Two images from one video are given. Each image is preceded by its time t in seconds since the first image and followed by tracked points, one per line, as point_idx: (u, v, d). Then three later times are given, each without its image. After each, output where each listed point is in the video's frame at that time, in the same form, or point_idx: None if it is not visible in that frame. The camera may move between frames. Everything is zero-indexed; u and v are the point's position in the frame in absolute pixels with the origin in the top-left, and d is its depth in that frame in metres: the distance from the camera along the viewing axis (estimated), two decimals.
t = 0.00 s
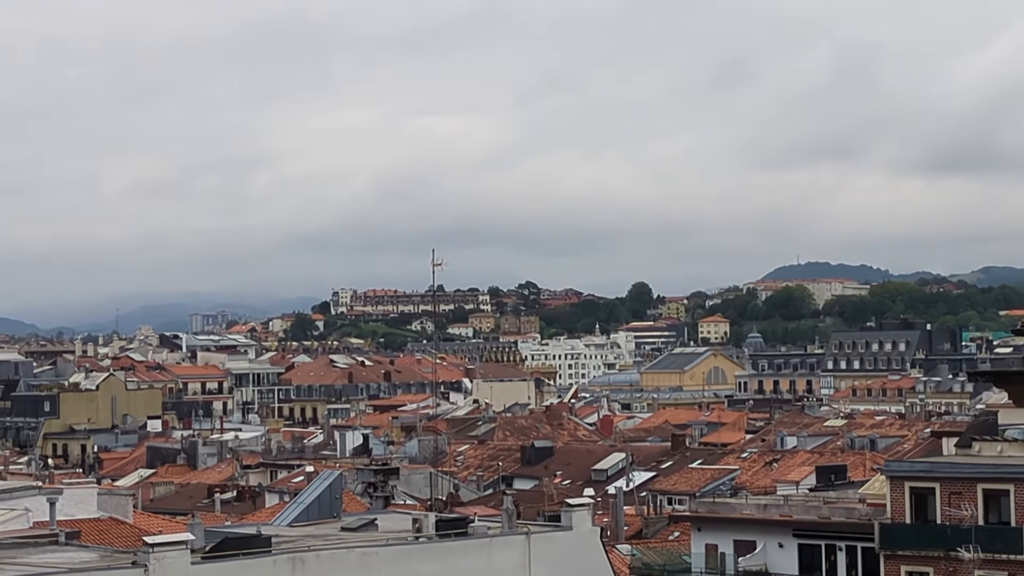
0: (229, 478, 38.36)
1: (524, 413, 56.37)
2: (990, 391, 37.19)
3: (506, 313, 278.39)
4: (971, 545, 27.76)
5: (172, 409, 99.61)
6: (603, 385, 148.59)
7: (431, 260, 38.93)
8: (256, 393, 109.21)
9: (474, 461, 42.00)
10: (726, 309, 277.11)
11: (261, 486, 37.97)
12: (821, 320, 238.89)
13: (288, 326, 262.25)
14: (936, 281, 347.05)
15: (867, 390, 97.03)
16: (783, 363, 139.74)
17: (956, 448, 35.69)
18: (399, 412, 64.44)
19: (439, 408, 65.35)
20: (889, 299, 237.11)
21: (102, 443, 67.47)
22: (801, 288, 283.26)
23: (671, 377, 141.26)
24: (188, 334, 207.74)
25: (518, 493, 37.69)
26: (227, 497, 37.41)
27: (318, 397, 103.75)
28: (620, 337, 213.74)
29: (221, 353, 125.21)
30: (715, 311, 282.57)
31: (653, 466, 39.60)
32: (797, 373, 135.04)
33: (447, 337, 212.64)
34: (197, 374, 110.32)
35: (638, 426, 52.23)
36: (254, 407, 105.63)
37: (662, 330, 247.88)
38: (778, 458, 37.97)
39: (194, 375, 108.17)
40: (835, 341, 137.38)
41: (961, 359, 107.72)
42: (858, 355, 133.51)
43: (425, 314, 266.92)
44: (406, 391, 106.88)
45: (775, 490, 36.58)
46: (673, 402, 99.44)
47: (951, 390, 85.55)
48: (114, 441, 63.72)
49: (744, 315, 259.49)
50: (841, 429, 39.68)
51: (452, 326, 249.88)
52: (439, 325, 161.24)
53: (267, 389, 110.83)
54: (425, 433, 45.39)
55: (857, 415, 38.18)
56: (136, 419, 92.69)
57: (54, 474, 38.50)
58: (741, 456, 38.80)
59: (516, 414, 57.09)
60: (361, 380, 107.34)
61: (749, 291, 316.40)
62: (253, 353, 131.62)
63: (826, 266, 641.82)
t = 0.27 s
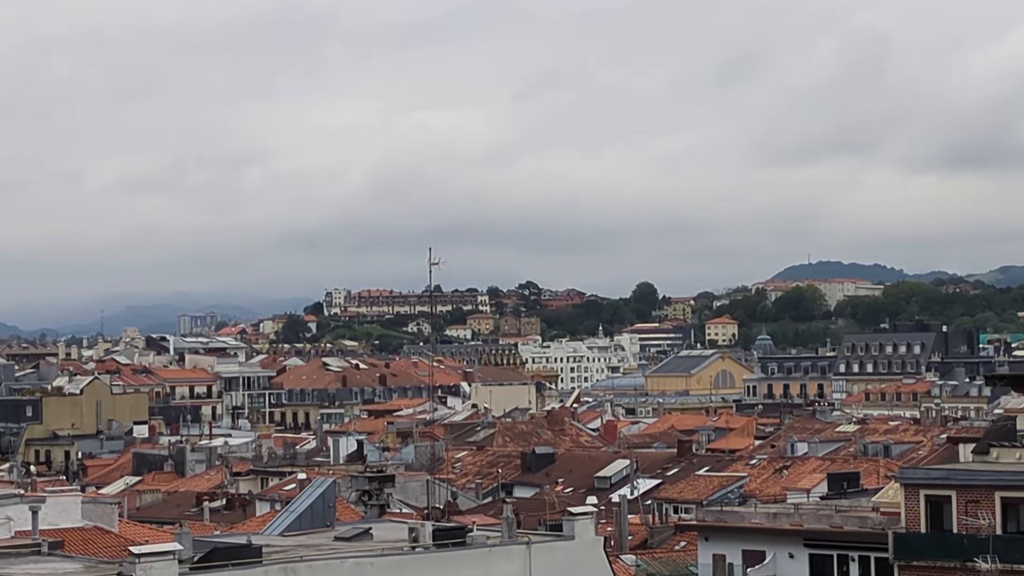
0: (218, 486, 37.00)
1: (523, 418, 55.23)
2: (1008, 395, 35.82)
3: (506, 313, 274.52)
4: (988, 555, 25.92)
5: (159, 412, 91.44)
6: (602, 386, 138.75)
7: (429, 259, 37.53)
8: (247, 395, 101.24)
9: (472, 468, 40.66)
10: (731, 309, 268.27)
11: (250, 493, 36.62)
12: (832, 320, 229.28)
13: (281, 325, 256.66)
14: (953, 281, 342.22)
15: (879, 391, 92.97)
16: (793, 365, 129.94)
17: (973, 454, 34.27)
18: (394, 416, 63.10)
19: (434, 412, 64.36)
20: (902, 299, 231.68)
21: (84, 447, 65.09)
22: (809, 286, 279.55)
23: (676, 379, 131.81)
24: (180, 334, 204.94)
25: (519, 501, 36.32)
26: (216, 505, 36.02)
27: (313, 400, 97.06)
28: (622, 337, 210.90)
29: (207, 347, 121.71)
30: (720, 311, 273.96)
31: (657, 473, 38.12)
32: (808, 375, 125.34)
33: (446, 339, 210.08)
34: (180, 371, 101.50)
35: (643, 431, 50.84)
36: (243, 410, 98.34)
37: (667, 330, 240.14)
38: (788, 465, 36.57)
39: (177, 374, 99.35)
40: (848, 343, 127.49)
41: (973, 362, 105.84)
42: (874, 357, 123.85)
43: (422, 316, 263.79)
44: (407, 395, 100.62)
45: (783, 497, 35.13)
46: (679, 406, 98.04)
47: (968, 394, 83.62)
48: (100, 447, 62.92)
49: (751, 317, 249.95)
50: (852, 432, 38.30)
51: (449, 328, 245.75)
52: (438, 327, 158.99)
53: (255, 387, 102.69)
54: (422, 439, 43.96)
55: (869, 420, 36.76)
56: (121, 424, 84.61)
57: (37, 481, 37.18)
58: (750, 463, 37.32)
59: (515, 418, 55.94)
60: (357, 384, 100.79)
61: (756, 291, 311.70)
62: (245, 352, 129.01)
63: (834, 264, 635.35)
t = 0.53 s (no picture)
0: (211, 490, 36.10)
1: (523, 420, 54.40)
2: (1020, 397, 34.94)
3: (506, 314, 271.41)
4: (1000, 561, 24.97)
5: (149, 416, 86.40)
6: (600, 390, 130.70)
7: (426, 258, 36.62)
8: (240, 397, 99.46)
9: (470, 472, 39.68)
10: (737, 309, 259.87)
11: (242, 498, 35.68)
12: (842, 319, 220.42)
13: (274, 326, 252.04)
14: (963, 280, 339.47)
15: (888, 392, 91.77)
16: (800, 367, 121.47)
17: (984, 458, 33.41)
18: (391, 419, 62.18)
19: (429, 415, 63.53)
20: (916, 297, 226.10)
21: (73, 450, 63.37)
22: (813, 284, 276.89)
23: (679, 382, 126.16)
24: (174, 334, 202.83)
25: (518, 506, 35.41)
26: (208, 510, 35.08)
27: (309, 403, 95.53)
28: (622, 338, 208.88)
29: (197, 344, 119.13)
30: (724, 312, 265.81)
31: (661, 477, 37.18)
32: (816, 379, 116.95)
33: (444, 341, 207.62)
34: (171, 371, 98.33)
35: (645, 435, 49.87)
36: (236, 412, 96.72)
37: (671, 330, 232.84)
38: (795, 469, 35.69)
39: (169, 375, 95.94)
40: (856, 345, 118.83)
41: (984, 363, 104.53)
42: (885, 358, 115.38)
43: (418, 317, 261.60)
44: (404, 398, 98.89)
45: (790, 502, 34.23)
46: (682, 409, 97.16)
47: (980, 396, 82.71)
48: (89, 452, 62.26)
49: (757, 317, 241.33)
50: (860, 435, 37.41)
51: (447, 328, 242.79)
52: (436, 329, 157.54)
53: (249, 389, 101.01)
54: (419, 442, 43.03)
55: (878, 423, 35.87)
56: (111, 427, 80.52)
57: (25, 485, 36.25)
58: (756, 467, 36.39)
59: (514, 421, 55.09)
60: (353, 386, 99.13)
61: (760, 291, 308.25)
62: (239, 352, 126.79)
63: (839, 262, 630.59)
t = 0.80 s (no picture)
0: (203, 498, 35.10)
1: (524, 427, 53.64)
2: None
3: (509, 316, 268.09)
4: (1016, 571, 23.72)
5: (139, 420, 85.28)
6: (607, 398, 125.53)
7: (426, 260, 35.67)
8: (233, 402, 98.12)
9: (469, 480, 38.63)
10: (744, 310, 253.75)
11: (236, 505, 34.65)
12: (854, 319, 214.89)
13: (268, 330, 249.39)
14: (974, 281, 337.05)
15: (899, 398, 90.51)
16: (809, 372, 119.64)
17: (1000, 464, 32.39)
18: (390, 422, 61.10)
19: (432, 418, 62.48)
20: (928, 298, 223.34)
21: (62, 451, 61.91)
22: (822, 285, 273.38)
23: (685, 386, 120.94)
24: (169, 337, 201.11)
25: (520, 514, 34.39)
26: (201, 519, 34.07)
27: (304, 408, 94.40)
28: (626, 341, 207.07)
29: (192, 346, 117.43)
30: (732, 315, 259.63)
31: (666, 485, 36.14)
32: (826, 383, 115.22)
33: (443, 344, 205.80)
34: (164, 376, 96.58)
35: (651, 442, 49.01)
36: (230, 417, 95.39)
37: (679, 332, 229.55)
38: (804, 476, 34.70)
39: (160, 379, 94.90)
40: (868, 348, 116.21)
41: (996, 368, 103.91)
42: (896, 362, 113.60)
43: (417, 319, 259.58)
44: (400, 403, 97.73)
45: (800, 510, 33.20)
46: (687, 414, 96.26)
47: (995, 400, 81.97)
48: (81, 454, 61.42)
49: (765, 318, 234.40)
50: (871, 442, 36.41)
51: (445, 331, 240.56)
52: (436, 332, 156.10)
53: (242, 393, 99.78)
54: (418, 448, 42.09)
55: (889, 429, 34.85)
56: (101, 432, 79.21)
57: (12, 493, 35.24)
58: (764, 475, 35.35)
59: (516, 426, 54.19)
60: (350, 391, 97.74)
61: (767, 291, 304.98)
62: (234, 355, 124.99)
63: (848, 266, 626.96)
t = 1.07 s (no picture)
0: (197, 502, 34.51)
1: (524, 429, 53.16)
2: None
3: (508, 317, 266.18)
4: None
5: (131, 423, 84.52)
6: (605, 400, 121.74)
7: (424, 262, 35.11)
8: (227, 404, 96.91)
9: (468, 484, 38.06)
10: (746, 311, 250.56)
11: (231, 510, 34.05)
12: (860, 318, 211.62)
13: (264, 330, 247.83)
14: (982, 281, 335.25)
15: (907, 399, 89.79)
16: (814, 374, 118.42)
17: (1009, 469, 31.76)
18: (387, 427, 60.64)
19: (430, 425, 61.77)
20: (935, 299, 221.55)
21: (53, 461, 61.09)
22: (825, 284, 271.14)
23: (688, 387, 117.33)
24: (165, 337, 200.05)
25: (519, 518, 33.80)
26: (195, 523, 33.47)
27: (300, 410, 93.67)
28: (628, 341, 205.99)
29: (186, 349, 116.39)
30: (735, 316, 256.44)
31: (668, 488, 35.55)
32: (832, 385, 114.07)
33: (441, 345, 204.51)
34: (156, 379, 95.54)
35: (652, 444, 48.47)
36: (224, 420, 94.42)
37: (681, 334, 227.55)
38: (809, 479, 34.13)
39: (152, 382, 93.90)
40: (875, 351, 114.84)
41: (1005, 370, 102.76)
42: (904, 363, 112.53)
43: (415, 318, 258.33)
44: (397, 405, 96.90)
45: (805, 514, 32.56)
46: (690, 416, 95.65)
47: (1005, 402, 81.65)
48: (70, 461, 60.76)
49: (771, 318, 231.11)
50: (877, 445, 35.85)
51: (444, 332, 239.28)
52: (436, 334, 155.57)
53: (236, 395, 98.69)
54: (416, 452, 41.54)
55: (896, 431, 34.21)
56: (93, 435, 78.62)
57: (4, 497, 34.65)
58: (769, 478, 34.70)
59: (515, 429, 53.70)
60: (346, 393, 97.05)
61: (771, 292, 302.89)
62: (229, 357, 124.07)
63: (852, 264, 625.67)
